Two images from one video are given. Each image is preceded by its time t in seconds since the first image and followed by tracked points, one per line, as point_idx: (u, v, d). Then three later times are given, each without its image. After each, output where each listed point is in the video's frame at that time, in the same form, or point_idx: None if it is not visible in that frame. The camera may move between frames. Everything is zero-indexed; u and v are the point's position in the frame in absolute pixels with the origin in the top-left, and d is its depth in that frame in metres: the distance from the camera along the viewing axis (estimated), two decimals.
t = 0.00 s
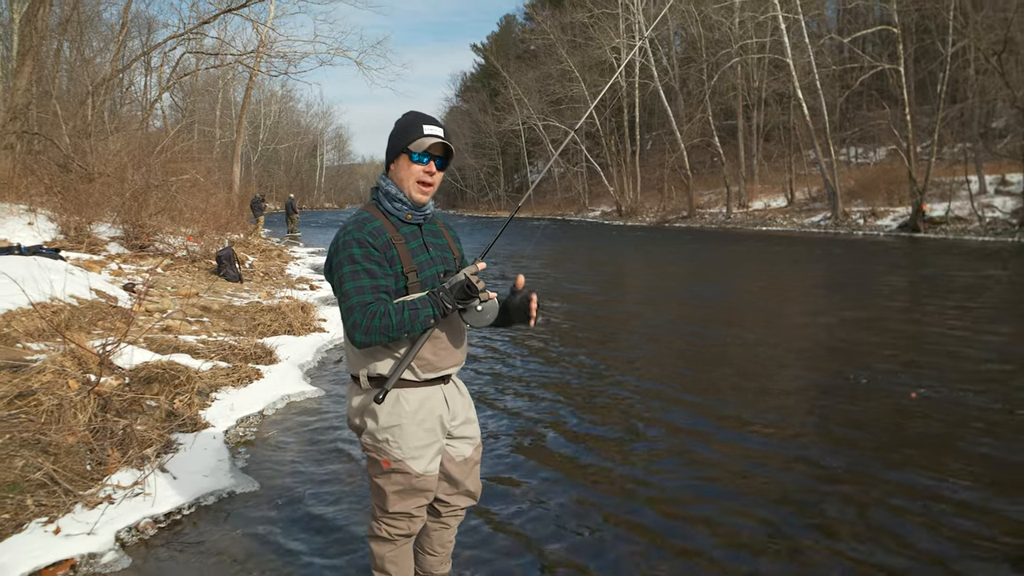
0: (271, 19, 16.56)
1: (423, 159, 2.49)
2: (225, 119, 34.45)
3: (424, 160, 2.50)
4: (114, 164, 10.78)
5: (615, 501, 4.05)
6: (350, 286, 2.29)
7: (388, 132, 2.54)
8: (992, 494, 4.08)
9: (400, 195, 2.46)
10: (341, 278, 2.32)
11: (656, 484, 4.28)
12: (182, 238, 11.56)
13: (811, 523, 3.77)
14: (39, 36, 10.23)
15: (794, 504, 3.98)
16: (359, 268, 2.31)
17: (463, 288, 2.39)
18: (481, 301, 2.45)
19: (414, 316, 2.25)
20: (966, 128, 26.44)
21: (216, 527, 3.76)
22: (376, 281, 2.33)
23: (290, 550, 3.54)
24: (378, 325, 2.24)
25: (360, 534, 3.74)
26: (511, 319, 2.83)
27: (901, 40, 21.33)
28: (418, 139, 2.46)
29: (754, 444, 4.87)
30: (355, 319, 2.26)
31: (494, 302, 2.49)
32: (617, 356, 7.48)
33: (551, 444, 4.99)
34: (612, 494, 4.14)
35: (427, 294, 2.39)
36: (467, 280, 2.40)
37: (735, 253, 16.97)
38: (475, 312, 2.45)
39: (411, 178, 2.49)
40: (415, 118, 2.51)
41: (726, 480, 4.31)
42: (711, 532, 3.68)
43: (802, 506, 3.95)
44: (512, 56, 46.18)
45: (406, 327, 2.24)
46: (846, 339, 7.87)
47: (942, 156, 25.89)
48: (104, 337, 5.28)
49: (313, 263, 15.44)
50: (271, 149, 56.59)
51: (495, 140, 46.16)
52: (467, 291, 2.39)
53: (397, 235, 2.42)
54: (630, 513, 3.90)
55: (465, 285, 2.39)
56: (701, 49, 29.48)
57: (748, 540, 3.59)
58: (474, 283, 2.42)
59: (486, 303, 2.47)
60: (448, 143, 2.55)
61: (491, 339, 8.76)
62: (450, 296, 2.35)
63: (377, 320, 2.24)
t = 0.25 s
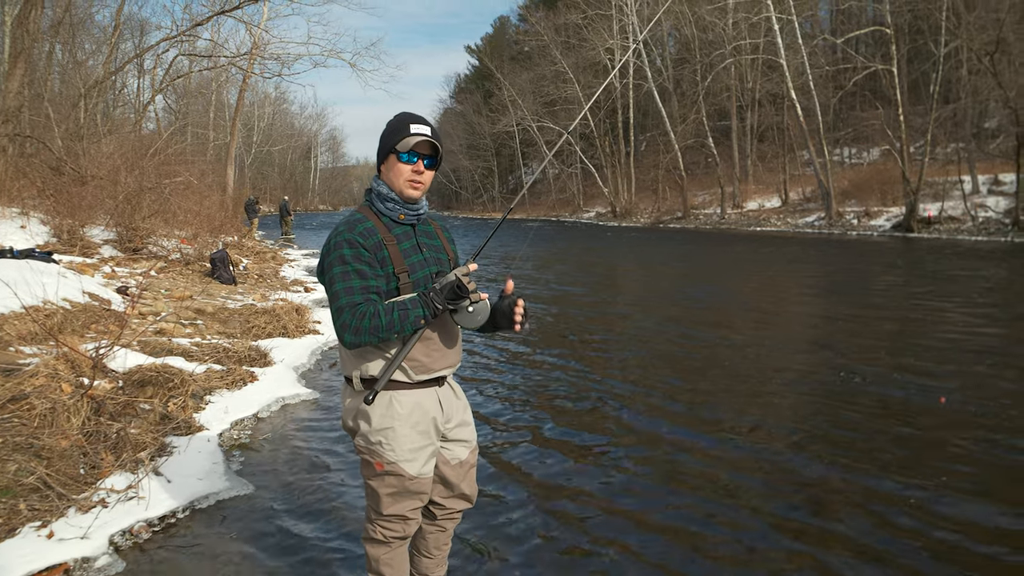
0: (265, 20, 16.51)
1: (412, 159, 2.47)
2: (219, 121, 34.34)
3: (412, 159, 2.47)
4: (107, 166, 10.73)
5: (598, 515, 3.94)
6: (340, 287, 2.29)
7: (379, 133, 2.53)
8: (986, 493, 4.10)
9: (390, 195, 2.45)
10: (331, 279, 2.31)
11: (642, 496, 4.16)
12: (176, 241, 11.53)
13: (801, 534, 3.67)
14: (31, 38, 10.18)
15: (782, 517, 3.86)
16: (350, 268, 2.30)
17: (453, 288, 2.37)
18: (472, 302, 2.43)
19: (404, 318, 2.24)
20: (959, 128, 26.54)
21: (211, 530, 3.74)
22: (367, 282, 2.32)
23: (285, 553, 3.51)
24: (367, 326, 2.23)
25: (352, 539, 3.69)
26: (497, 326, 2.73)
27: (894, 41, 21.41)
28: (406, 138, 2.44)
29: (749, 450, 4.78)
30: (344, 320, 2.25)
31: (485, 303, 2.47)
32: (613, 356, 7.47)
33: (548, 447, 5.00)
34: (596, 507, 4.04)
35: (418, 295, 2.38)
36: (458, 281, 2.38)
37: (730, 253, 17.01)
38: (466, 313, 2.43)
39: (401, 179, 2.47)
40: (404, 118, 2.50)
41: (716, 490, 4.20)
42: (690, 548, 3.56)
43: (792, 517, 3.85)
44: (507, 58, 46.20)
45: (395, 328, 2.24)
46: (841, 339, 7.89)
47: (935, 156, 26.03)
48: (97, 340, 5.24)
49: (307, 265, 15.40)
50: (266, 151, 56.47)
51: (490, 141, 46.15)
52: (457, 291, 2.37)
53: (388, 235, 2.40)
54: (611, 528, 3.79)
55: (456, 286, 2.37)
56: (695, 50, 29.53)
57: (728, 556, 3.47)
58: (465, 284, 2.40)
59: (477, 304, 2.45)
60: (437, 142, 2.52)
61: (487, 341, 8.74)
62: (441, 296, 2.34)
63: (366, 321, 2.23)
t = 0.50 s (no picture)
0: (266, 21, 16.52)
1: (411, 160, 2.46)
2: (220, 122, 34.37)
3: (412, 161, 2.47)
4: (108, 168, 10.75)
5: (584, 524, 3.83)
6: (339, 288, 2.29)
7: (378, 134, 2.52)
8: (988, 492, 4.09)
9: (389, 197, 2.45)
10: (330, 279, 2.32)
11: (632, 505, 4.04)
12: (177, 242, 11.55)
13: (798, 541, 3.58)
14: (32, 40, 10.19)
15: (776, 524, 3.76)
16: (348, 270, 2.30)
17: (453, 289, 2.36)
18: (472, 303, 2.42)
19: (402, 318, 2.24)
20: (960, 127, 26.50)
21: (211, 530, 3.73)
22: (365, 283, 2.32)
23: (285, 554, 3.51)
24: (366, 327, 2.23)
25: (348, 543, 3.65)
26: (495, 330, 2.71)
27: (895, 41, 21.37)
28: (405, 140, 2.45)
29: (747, 455, 4.69)
30: (343, 321, 2.25)
31: (485, 303, 2.46)
32: (614, 356, 7.46)
33: (548, 446, 4.99)
34: (584, 516, 3.92)
35: (417, 295, 2.37)
36: (457, 282, 2.37)
37: (731, 253, 17.00)
38: (465, 314, 2.43)
39: (400, 181, 2.46)
40: (403, 119, 2.49)
41: (709, 498, 4.08)
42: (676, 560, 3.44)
43: (788, 522, 3.78)
44: (507, 58, 46.21)
45: (395, 329, 2.23)
46: (843, 338, 7.88)
47: (935, 156, 26.03)
48: (98, 341, 5.24)
49: (308, 266, 15.41)
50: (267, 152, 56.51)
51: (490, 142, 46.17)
52: (456, 292, 2.36)
53: (386, 237, 2.40)
54: (604, 532, 3.73)
55: (455, 287, 2.36)
56: (695, 50, 29.50)
57: (715, 567, 3.36)
58: (465, 285, 2.39)
59: (476, 305, 2.44)
60: (436, 144, 2.52)
61: (488, 341, 8.74)
62: (440, 297, 2.33)
63: (365, 322, 2.23)
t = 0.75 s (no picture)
0: (269, 21, 16.53)
1: (416, 162, 2.46)
2: (222, 121, 34.38)
3: (417, 163, 2.47)
4: (111, 167, 10.76)
5: (575, 529, 3.77)
6: (342, 289, 2.29)
7: (382, 134, 2.52)
8: (990, 496, 4.08)
9: (392, 197, 2.45)
10: (332, 280, 2.32)
11: (623, 510, 3.98)
12: (179, 241, 11.56)
13: (794, 546, 3.55)
14: (36, 39, 10.19)
15: (771, 530, 3.71)
16: (351, 270, 2.30)
17: (456, 290, 2.35)
18: (474, 304, 2.42)
19: (405, 320, 2.24)
20: (963, 130, 26.46)
21: (212, 529, 3.74)
22: (368, 284, 2.32)
23: (285, 554, 3.51)
24: (369, 328, 2.23)
25: (341, 545, 3.63)
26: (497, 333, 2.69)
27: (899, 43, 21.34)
28: (411, 141, 2.44)
29: (748, 457, 4.69)
30: (346, 321, 2.25)
31: (487, 304, 2.46)
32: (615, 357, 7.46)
33: (549, 446, 5.00)
34: (575, 521, 3.86)
35: (419, 296, 2.37)
36: (460, 283, 2.37)
37: (733, 254, 16.98)
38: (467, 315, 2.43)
39: (405, 181, 2.46)
40: (407, 120, 2.49)
41: (704, 502, 4.05)
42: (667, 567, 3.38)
43: (783, 527, 3.73)
44: (510, 58, 46.20)
45: (399, 330, 2.24)
46: (844, 341, 7.87)
47: (938, 158, 25.99)
48: (99, 340, 5.24)
49: (310, 266, 15.42)
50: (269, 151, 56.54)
51: (493, 142, 46.17)
52: (459, 294, 2.36)
53: (388, 237, 2.40)
54: (603, 531, 3.74)
55: (458, 288, 2.35)
56: (698, 51, 29.47)
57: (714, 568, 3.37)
58: (467, 286, 2.39)
59: (479, 306, 2.43)
60: (441, 145, 2.52)
61: (489, 342, 8.74)
62: (443, 298, 2.33)
63: (368, 323, 2.23)
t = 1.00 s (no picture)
0: (271, 21, 16.54)
1: (422, 162, 2.47)
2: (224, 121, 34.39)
3: (423, 162, 2.48)
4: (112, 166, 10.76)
5: (570, 531, 3.73)
6: (345, 288, 2.29)
7: (386, 133, 2.52)
8: (992, 495, 4.08)
9: (396, 196, 2.45)
10: (335, 280, 2.31)
11: (619, 512, 3.95)
12: (180, 240, 11.55)
13: (793, 546, 3.55)
14: (37, 38, 10.21)
15: (768, 530, 3.70)
16: (354, 270, 2.30)
17: (459, 290, 2.36)
18: (477, 303, 2.42)
19: (409, 319, 2.25)
20: (965, 129, 26.42)
21: (213, 528, 3.74)
22: (371, 283, 2.32)
23: (286, 552, 3.51)
24: (373, 327, 2.23)
25: (340, 544, 3.63)
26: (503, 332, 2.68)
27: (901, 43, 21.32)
28: (418, 141, 2.44)
29: (748, 456, 4.69)
30: (349, 321, 2.25)
31: (490, 304, 2.47)
32: (616, 357, 7.46)
33: (550, 445, 5.01)
34: (570, 522, 3.83)
35: (422, 296, 2.38)
36: (463, 283, 2.37)
37: (734, 254, 16.97)
38: (470, 314, 2.43)
39: (410, 181, 2.47)
40: (413, 119, 2.49)
41: (703, 501, 4.05)
42: (664, 569, 3.35)
43: (781, 527, 3.72)
44: (511, 58, 46.20)
45: (402, 330, 2.24)
46: (846, 340, 7.87)
47: (940, 158, 25.94)
48: (100, 339, 5.25)
49: (311, 265, 15.42)
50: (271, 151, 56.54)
51: (494, 141, 46.17)
52: (463, 293, 2.36)
53: (391, 236, 2.40)
54: (602, 529, 3.74)
55: (461, 287, 2.35)
56: (699, 51, 29.44)
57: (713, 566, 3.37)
58: (471, 285, 2.39)
59: (482, 305, 2.44)
60: (446, 144, 2.54)
61: (490, 342, 8.74)
62: (446, 298, 2.33)
63: (373, 322, 2.23)
